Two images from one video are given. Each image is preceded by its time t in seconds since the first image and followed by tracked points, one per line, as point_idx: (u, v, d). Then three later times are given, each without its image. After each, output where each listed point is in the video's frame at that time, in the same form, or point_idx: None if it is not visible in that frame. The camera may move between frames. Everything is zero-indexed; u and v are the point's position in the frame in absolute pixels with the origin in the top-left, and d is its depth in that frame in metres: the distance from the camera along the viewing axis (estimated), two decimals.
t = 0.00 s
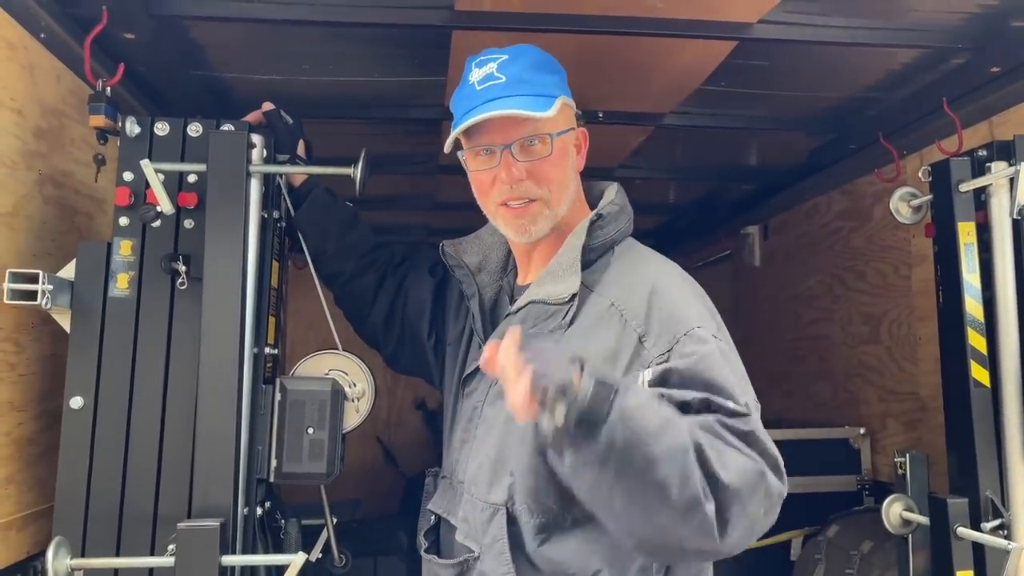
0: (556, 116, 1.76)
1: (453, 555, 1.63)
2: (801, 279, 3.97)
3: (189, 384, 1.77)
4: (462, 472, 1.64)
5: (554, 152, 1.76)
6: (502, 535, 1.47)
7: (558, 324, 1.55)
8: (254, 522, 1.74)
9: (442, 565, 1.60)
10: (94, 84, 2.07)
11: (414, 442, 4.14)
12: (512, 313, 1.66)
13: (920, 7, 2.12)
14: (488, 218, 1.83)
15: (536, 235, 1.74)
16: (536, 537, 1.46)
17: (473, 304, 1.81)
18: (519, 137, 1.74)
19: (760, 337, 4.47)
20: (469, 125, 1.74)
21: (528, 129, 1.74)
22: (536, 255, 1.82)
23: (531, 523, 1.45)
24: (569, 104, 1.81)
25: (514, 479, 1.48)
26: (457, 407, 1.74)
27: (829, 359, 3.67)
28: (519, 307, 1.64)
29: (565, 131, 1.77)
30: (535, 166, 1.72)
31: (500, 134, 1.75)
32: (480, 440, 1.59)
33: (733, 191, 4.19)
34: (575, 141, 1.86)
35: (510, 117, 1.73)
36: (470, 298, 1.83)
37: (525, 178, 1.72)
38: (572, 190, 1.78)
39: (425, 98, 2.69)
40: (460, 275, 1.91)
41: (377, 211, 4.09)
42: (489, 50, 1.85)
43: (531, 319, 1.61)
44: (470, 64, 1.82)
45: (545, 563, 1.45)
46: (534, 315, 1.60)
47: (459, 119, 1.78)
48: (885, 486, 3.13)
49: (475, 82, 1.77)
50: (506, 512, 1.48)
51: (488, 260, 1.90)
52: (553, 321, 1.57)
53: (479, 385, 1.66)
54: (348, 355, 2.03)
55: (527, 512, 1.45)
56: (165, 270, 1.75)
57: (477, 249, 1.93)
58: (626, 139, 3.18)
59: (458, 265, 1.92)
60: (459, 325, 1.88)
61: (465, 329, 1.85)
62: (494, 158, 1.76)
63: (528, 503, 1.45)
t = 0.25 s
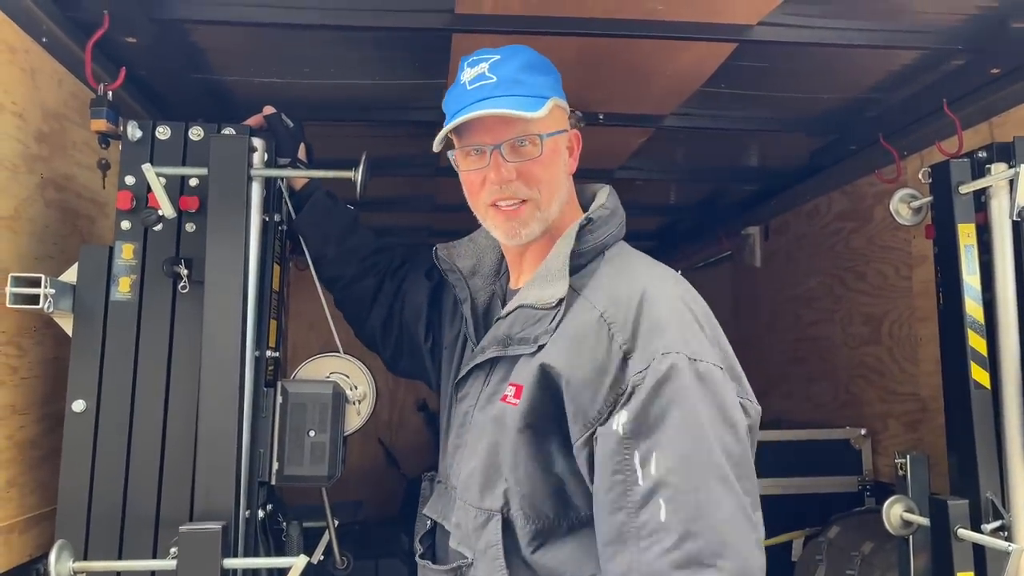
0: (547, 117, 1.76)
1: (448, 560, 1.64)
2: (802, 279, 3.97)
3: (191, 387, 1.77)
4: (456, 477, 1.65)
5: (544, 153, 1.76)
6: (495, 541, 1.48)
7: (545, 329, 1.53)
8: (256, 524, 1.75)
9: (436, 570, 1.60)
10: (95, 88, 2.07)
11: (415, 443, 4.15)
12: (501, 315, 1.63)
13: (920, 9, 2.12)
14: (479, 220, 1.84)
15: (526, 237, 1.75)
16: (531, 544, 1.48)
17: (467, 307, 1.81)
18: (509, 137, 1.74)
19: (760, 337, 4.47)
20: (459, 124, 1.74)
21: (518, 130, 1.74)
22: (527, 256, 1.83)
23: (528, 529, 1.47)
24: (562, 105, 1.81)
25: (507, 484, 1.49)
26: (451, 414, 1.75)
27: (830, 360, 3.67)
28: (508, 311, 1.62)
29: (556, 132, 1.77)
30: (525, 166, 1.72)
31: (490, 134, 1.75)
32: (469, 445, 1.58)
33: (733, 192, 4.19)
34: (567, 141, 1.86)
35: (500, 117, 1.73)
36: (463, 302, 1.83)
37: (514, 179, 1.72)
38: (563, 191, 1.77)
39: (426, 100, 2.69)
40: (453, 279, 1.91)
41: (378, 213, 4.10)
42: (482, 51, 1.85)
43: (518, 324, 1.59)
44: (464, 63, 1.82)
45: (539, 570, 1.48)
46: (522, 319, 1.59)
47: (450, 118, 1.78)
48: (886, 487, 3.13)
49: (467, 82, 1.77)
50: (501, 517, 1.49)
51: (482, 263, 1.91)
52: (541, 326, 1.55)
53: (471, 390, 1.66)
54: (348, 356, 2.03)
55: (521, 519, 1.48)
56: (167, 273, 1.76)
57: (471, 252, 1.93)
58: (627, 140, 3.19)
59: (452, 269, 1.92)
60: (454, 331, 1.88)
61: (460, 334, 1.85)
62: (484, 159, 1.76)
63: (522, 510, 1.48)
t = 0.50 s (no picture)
0: (538, 116, 1.75)
1: (443, 563, 1.65)
2: (802, 279, 3.97)
3: (191, 387, 1.77)
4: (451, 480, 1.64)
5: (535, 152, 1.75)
6: (490, 545, 1.48)
7: (541, 332, 1.51)
8: (255, 524, 1.75)
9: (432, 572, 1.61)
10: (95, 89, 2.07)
11: (416, 443, 4.15)
12: (496, 317, 1.62)
13: (919, 7, 2.12)
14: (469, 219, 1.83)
15: (516, 237, 1.75)
16: (527, 548, 1.49)
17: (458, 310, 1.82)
18: (499, 137, 1.73)
19: (761, 337, 4.47)
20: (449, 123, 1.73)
21: (509, 130, 1.73)
22: (517, 255, 1.82)
23: (524, 532, 1.48)
24: (553, 103, 1.80)
25: (503, 488, 1.49)
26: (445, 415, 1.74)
27: (830, 359, 3.67)
28: (504, 312, 1.61)
29: (547, 131, 1.76)
30: (515, 166, 1.72)
31: (480, 133, 1.74)
32: (464, 449, 1.58)
33: (733, 191, 4.19)
34: (559, 140, 1.85)
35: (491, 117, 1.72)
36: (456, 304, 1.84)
37: (504, 179, 1.72)
38: (555, 191, 1.77)
39: (425, 100, 2.69)
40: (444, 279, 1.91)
41: (378, 212, 4.10)
42: (472, 48, 1.84)
43: (514, 326, 1.58)
44: (454, 61, 1.81)
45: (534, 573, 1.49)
46: (518, 321, 1.57)
47: (440, 117, 1.77)
48: (886, 486, 3.14)
49: (457, 80, 1.76)
50: (496, 521, 1.49)
51: (473, 263, 1.91)
52: (537, 329, 1.53)
53: (465, 392, 1.65)
54: (348, 356, 2.03)
55: (516, 523, 1.48)
56: (166, 274, 1.76)
57: (463, 252, 1.93)
58: (627, 140, 3.19)
59: (443, 270, 1.91)
60: (446, 330, 1.88)
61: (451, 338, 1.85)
62: (474, 159, 1.75)
63: (518, 513, 1.48)
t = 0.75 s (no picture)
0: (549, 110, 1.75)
1: (441, 561, 1.64)
2: (802, 276, 3.97)
3: (189, 385, 1.77)
4: (450, 476, 1.64)
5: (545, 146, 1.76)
6: (488, 543, 1.48)
7: (543, 328, 1.51)
8: (255, 522, 1.75)
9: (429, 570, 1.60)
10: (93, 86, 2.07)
11: (416, 440, 4.15)
12: (499, 313, 1.62)
13: (920, 4, 2.11)
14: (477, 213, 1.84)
15: (524, 231, 1.75)
16: (521, 547, 1.48)
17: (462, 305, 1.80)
18: (510, 129, 1.74)
19: (761, 334, 4.47)
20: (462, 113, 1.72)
21: (521, 122, 1.74)
22: (524, 250, 1.83)
23: (519, 531, 1.48)
24: (564, 99, 1.80)
25: (501, 485, 1.49)
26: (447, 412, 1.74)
27: (830, 356, 3.67)
28: (506, 309, 1.61)
29: (557, 126, 1.76)
30: (526, 159, 1.72)
31: (491, 125, 1.75)
32: (465, 445, 1.58)
33: (734, 189, 4.18)
34: (568, 136, 1.85)
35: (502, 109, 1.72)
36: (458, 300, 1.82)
37: (514, 171, 1.72)
38: (563, 186, 1.77)
39: (424, 97, 2.68)
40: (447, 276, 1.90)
41: (378, 210, 4.10)
42: (485, 41, 1.84)
43: (516, 322, 1.57)
44: (466, 54, 1.81)
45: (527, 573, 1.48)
46: (520, 317, 1.57)
47: (451, 107, 1.76)
48: (886, 484, 3.13)
49: (469, 71, 1.75)
50: (494, 518, 1.49)
51: (476, 261, 1.90)
52: (539, 324, 1.53)
53: (467, 389, 1.65)
54: (348, 355, 2.02)
55: (513, 520, 1.48)
56: (165, 272, 1.76)
57: (467, 250, 1.93)
58: (627, 137, 3.19)
59: (447, 267, 1.90)
60: (449, 327, 1.88)
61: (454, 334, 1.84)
62: (485, 149, 1.76)
63: (514, 511, 1.48)
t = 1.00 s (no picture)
0: (558, 105, 1.75)
1: (444, 555, 1.64)
2: (802, 272, 3.96)
3: (186, 382, 1.76)
4: (453, 471, 1.63)
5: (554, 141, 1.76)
6: (488, 538, 1.47)
7: (547, 323, 1.51)
8: (252, 519, 1.74)
9: (430, 564, 1.60)
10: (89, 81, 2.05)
11: (415, 437, 4.14)
12: (502, 308, 1.61)
13: None
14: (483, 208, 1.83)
15: (531, 227, 1.74)
16: (521, 544, 1.47)
17: (469, 300, 1.79)
18: (519, 123, 1.73)
19: (761, 330, 4.46)
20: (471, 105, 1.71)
21: (530, 116, 1.73)
22: (530, 247, 1.83)
23: (518, 526, 1.47)
24: (574, 95, 1.80)
25: (501, 481, 1.48)
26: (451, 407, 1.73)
27: (830, 353, 3.66)
28: (509, 304, 1.60)
29: (566, 120, 1.76)
30: (534, 153, 1.72)
31: (501, 119, 1.74)
32: (467, 440, 1.58)
33: (733, 185, 4.17)
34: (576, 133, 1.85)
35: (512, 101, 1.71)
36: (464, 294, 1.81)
37: (523, 165, 1.72)
38: (570, 183, 1.78)
39: (423, 92, 2.67)
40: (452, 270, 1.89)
41: (378, 206, 4.09)
42: (495, 35, 1.83)
43: (520, 317, 1.57)
44: (476, 47, 1.80)
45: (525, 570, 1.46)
46: (523, 312, 1.56)
47: (460, 100, 1.75)
48: (886, 481, 3.12)
49: (479, 64, 1.74)
50: (494, 514, 1.48)
51: (482, 256, 1.89)
52: (542, 319, 1.52)
53: (470, 384, 1.64)
54: (347, 351, 2.01)
55: (512, 517, 1.47)
56: (161, 267, 1.75)
57: (472, 245, 1.92)
58: (626, 133, 3.17)
59: (452, 261, 1.89)
60: (455, 321, 1.87)
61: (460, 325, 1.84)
62: (493, 143, 1.76)
63: (513, 506, 1.47)
